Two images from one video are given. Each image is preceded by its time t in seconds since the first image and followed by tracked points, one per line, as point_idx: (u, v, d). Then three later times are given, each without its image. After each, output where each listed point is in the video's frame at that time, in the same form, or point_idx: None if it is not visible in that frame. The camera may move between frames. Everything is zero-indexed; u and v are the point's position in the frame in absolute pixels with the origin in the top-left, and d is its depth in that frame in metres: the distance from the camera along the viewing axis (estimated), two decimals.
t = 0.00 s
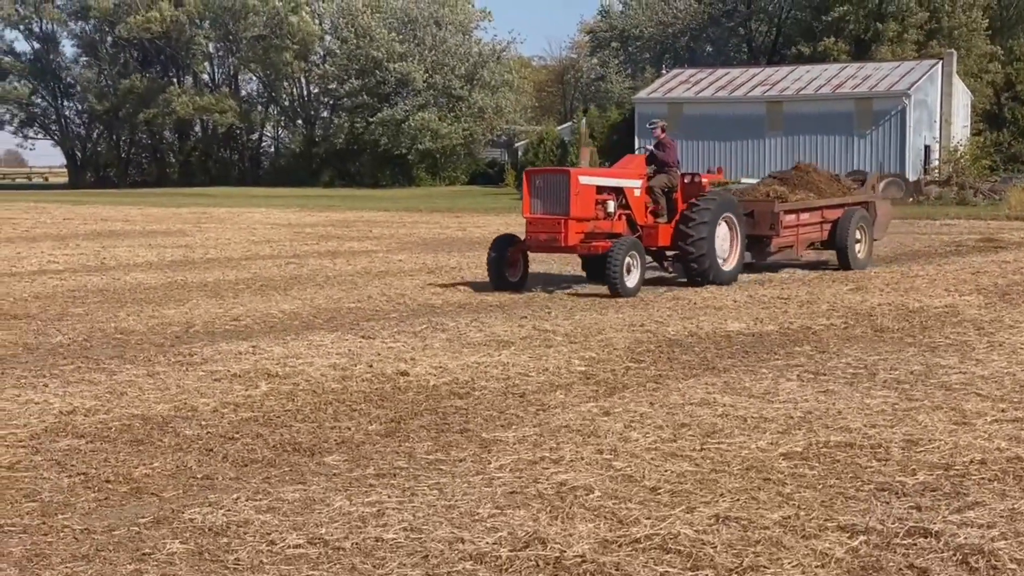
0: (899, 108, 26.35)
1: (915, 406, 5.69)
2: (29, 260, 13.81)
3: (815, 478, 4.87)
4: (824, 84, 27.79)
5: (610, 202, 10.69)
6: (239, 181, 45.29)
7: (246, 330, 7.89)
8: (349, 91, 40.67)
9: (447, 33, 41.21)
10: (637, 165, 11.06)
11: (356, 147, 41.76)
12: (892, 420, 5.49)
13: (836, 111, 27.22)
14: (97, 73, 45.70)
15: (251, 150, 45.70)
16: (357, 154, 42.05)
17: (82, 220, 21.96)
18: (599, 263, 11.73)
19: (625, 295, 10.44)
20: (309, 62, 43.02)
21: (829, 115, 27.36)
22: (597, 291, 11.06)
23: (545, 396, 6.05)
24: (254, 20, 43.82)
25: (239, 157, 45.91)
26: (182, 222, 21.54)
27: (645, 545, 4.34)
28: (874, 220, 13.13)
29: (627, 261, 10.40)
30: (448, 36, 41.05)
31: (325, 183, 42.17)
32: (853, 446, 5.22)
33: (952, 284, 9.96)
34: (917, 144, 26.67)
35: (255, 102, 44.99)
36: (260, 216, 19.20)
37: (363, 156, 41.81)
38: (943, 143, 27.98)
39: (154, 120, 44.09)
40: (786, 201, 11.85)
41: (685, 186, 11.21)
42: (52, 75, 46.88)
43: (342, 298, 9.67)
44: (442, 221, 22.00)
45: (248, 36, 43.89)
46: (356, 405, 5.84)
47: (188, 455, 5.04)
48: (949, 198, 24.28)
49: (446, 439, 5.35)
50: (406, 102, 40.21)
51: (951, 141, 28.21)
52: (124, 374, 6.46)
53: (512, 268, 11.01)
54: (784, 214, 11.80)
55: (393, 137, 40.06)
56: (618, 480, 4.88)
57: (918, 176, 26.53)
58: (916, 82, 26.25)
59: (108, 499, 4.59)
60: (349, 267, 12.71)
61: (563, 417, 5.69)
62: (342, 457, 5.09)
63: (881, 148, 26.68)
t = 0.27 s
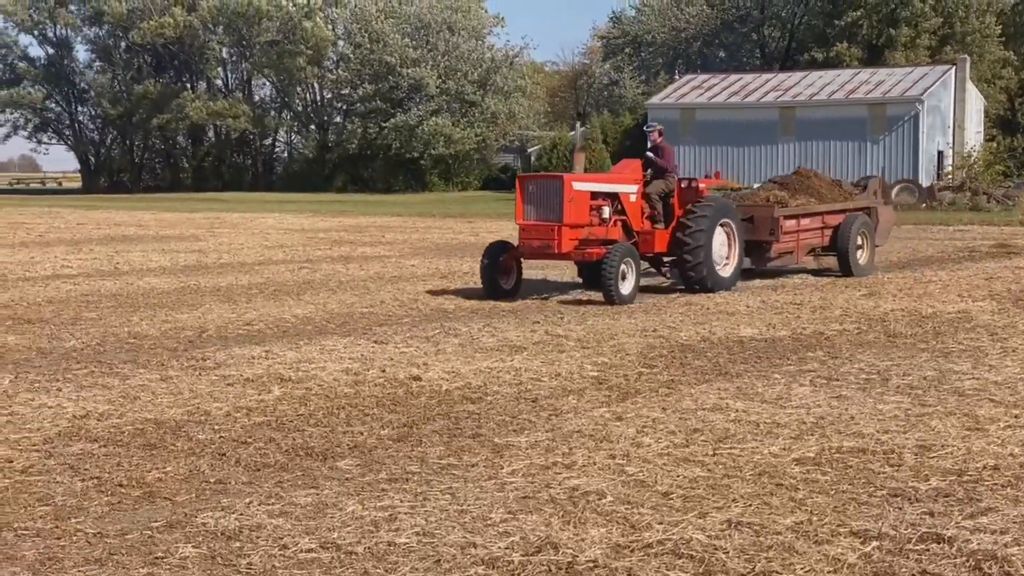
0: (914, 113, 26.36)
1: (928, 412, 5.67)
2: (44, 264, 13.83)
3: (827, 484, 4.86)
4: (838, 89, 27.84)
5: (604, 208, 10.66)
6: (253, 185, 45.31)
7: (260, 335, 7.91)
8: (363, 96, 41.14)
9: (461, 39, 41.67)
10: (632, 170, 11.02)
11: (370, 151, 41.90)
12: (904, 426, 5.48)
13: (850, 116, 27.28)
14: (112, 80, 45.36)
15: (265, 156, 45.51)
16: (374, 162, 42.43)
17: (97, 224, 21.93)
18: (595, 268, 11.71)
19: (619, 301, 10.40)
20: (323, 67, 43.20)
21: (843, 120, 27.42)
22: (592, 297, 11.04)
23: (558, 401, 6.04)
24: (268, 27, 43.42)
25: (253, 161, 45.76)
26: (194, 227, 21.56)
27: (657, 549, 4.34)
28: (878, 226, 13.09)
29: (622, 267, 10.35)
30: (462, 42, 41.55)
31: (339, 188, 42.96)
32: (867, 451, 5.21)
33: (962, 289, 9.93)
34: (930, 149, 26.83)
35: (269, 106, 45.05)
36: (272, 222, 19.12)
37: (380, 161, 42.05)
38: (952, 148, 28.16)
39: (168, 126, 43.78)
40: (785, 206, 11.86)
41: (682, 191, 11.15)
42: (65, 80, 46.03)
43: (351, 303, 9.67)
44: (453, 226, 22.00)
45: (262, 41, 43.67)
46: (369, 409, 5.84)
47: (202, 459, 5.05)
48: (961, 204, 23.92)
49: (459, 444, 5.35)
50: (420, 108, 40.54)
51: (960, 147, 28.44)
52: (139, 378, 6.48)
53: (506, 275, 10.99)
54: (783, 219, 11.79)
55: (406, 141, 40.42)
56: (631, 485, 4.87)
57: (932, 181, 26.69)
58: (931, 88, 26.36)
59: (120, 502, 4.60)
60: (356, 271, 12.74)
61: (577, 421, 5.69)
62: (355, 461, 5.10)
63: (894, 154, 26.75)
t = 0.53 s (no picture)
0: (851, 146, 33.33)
1: (865, 392, 6.75)
2: (100, 273, 15.31)
3: (782, 451, 5.87)
4: (788, 127, 34.94)
5: (583, 225, 12.51)
6: (305, 203, 56.62)
7: (312, 327, 9.09)
8: (398, 130, 50.76)
9: (478, 84, 49.99)
10: (606, 192, 12.92)
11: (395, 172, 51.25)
12: (846, 403, 6.53)
13: (800, 148, 34.23)
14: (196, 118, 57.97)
15: (316, 180, 56.89)
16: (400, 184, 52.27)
17: (133, 241, 23.78)
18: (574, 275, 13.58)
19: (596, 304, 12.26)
20: (364, 105, 53.26)
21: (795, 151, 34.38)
22: (570, 300, 12.89)
23: (559, 381, 7.13)
24: (320, 74, 53.61)
25: (306, 184, 57.11)
26: (216, 242, 23.06)
27: (642, 506, 5.32)
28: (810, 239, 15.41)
29: (598, 276, 12.25)
30: (479, 87, 49.83)
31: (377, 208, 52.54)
32: (815, 424, 6.25)
33: (903, 293, 11.30)
34: (864, 175, 33.71)
35: (320, 139, 56.44)
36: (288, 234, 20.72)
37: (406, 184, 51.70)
38: (883, 175, 34.94)
39: (236, 155, 55.43)
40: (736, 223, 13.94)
41: (648, 211, 13.15)
42: (152, 117, 59.71)
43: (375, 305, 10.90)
44: (453, 241, 23.52)
45: (313, 85, 54.14)
46: (403, 387, 6.91)
47: (265, 430, 6.05)
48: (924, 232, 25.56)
49: (478, 417, 6.36)
50: (444, 140, 49.14)
51: (892, 173, 35.10)
52: (213, 362, 7.57)
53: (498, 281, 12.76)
54: (734, 233, 13.90)
55: (430, 167, 49.26)
56: (620, 451, 5.88)
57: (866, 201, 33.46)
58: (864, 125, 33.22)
59: (199, 464, 5.58)
60: (376, 280, 14.13)
61: (574, 398, 6.74)
62: (392, 432, 6.10)
63: (839, 178, 33.60)
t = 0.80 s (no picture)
0: (834, 162, 35.60)
1: (845, 386, 7.35)
2: (135, 279, 16.19)
3: (770, 440, 6.42)
4: (777, 144, 37.26)
5: (575, 233, 13.40)
6: (335, 212, 62.61)
7: (339, 326, 9.77)
8: (420, 146, 56.35)
9: (493, 104, 55.42)
10: (597, 203, 13.85)
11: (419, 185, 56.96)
12: (828, 396, 7.12)
13: (787, 163, 36.55)
14: (235, 134, 62.85)
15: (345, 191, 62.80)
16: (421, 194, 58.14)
17: (161, 251, 24.90)
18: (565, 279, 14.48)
19: (586, 307, 13.12)
20: (390, 124, 60.00)
21: (783, 166, 36.71)
22: (563, 303, 13.79)
23: (565, 375, 7.74)
24: (347, 95, 60.23)
25: (336, 195, 63.37)
26: (235, 252, 23.96)
27: (643, 489, 5.83)
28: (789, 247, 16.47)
29: (588, 280, 13.06)
30: (494, 106, 55.22)
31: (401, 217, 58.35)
32: (801, 416, 6.82)
33: (886, 296, 12.00)
34: (847, 188, 36.10)
35: (349, 154, 62.67)
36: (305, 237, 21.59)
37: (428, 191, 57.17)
38: (863, 189, 37.33)
39: (272, 169, 61.29)
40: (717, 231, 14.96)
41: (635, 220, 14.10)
42: (195, 134, 65.34)
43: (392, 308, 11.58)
44: (461, 250, 24.40)
45: (343, 105, 60.74)
46: (424, 380, 7.52)
47: (298, 420, 6.61)
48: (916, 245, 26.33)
49: (491, 408, 6.93)
50: (462, 156, 54.46)
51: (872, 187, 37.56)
52: (250, 356, 8.21)
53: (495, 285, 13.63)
54: (715, 241, 14.93)
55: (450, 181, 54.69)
56: (622, 440, 6.42)
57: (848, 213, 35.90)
58: (846, 142, 35.64)
59: (237, 450, 6.12)
60: (392, 286, 15.03)
61: (580, 390, 7.32)
62: (414, 421, 6.66)
63: (823, 193, 35.84)
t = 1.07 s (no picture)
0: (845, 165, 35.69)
1: (857, 388, 7.38)
2: (154, 279, 16.42)
3: (781, 441, 6.46)
4: (788, 147, 37.30)
5: (574, 234, 13.48)
6: (350, 213, 63.49)
7: (354, 326, 9.90)
8: (433, 148, 56.82)
9: (506, 106, 55.72)
10: (595, 205, 13.92)
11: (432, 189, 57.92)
12: (840, 398, 7.16)
13: (799, 166, 36.59)
14: (251, 135, 64.46)
15: (360, 193, 64.02)
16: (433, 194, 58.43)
17: (179, 251, 25.20)
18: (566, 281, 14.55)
19: (583, 308, 13.12)
20: (404, 126, 60.51)
21: (794, 169, 36.75)
22: (563, 305, 13.82)
23: (578, 376, 7.79)
24: (363, 97, 60.63)
25: (352, 197, 64.24)
26: (250, 252, 24.15)
27: (654, 489, 5.88)
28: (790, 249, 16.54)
29: (586, 281, 13.07)
30: (507, 109, 55.56)
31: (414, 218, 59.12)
32: (812, 417, 6.85)
33: (894, 297, 12.02)
34: (858, 191, 36.11)
35: (364, 156, 63.56)
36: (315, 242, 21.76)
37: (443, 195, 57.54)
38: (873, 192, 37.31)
39: (288, 170, 62.45)
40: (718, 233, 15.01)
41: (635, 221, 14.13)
42: (213, 136, 66.85)
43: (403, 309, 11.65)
44: (472, 251, 24.53)
45: (358, 108, 61.47)
46: (437, 380, 7.61)
47: (312, 418, 6.68)
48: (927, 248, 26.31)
49: (504, 408, 6.99)
50: (475, 158, 54.91)
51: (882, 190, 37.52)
52: (267, 356, 8.34)
53: (495, 287, 13.74)
54: (716, 243, 14.99)
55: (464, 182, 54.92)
56: (633, 440, 6.47)
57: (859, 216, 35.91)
58: (857, 145, 35.68)
59: (253, 449, 6.19)
60: (404, 286, 15.19)
61: (592, 391, 7.37)
62: (428, 421, 6.72)
63: (834, 196, 36.01)
